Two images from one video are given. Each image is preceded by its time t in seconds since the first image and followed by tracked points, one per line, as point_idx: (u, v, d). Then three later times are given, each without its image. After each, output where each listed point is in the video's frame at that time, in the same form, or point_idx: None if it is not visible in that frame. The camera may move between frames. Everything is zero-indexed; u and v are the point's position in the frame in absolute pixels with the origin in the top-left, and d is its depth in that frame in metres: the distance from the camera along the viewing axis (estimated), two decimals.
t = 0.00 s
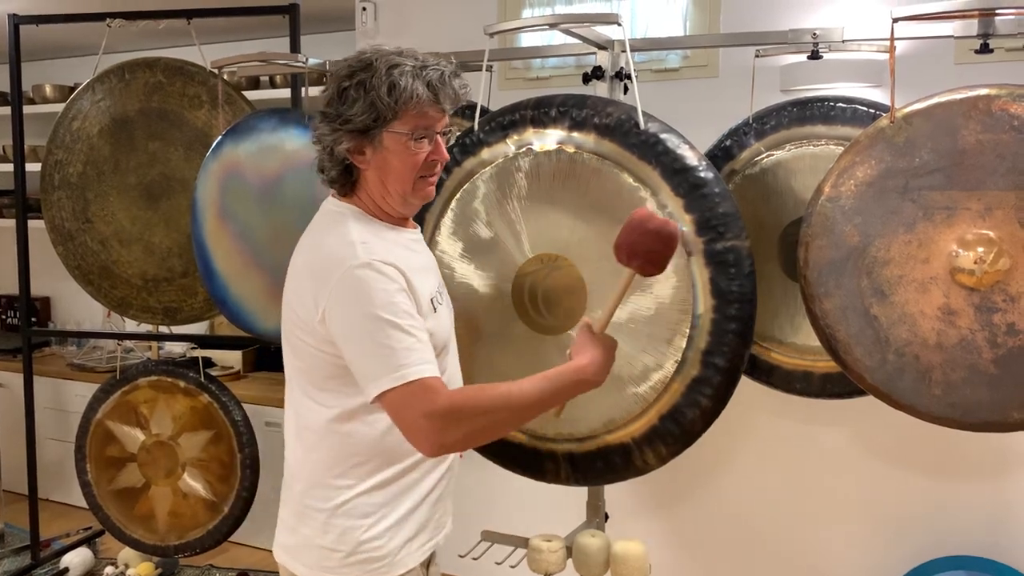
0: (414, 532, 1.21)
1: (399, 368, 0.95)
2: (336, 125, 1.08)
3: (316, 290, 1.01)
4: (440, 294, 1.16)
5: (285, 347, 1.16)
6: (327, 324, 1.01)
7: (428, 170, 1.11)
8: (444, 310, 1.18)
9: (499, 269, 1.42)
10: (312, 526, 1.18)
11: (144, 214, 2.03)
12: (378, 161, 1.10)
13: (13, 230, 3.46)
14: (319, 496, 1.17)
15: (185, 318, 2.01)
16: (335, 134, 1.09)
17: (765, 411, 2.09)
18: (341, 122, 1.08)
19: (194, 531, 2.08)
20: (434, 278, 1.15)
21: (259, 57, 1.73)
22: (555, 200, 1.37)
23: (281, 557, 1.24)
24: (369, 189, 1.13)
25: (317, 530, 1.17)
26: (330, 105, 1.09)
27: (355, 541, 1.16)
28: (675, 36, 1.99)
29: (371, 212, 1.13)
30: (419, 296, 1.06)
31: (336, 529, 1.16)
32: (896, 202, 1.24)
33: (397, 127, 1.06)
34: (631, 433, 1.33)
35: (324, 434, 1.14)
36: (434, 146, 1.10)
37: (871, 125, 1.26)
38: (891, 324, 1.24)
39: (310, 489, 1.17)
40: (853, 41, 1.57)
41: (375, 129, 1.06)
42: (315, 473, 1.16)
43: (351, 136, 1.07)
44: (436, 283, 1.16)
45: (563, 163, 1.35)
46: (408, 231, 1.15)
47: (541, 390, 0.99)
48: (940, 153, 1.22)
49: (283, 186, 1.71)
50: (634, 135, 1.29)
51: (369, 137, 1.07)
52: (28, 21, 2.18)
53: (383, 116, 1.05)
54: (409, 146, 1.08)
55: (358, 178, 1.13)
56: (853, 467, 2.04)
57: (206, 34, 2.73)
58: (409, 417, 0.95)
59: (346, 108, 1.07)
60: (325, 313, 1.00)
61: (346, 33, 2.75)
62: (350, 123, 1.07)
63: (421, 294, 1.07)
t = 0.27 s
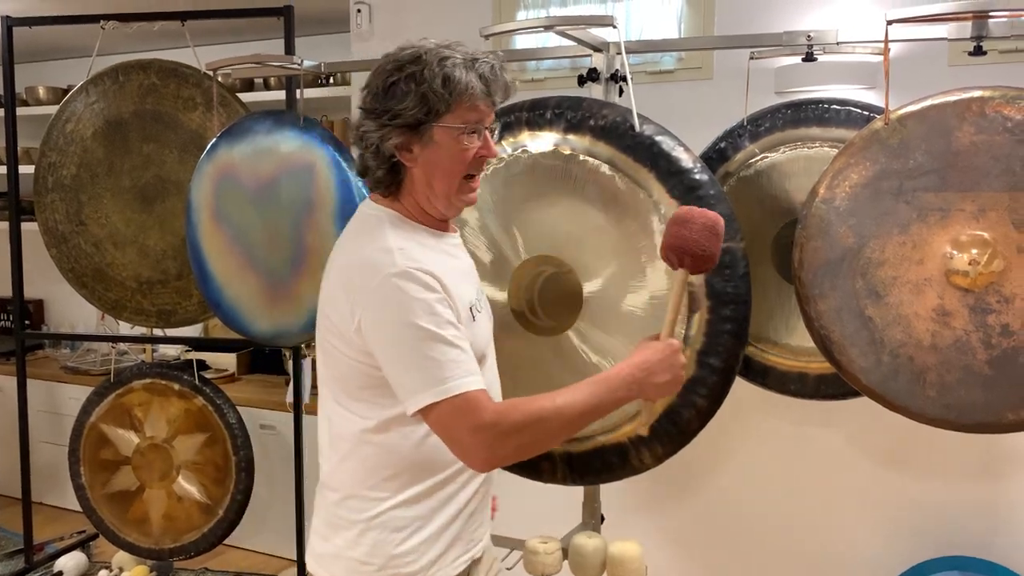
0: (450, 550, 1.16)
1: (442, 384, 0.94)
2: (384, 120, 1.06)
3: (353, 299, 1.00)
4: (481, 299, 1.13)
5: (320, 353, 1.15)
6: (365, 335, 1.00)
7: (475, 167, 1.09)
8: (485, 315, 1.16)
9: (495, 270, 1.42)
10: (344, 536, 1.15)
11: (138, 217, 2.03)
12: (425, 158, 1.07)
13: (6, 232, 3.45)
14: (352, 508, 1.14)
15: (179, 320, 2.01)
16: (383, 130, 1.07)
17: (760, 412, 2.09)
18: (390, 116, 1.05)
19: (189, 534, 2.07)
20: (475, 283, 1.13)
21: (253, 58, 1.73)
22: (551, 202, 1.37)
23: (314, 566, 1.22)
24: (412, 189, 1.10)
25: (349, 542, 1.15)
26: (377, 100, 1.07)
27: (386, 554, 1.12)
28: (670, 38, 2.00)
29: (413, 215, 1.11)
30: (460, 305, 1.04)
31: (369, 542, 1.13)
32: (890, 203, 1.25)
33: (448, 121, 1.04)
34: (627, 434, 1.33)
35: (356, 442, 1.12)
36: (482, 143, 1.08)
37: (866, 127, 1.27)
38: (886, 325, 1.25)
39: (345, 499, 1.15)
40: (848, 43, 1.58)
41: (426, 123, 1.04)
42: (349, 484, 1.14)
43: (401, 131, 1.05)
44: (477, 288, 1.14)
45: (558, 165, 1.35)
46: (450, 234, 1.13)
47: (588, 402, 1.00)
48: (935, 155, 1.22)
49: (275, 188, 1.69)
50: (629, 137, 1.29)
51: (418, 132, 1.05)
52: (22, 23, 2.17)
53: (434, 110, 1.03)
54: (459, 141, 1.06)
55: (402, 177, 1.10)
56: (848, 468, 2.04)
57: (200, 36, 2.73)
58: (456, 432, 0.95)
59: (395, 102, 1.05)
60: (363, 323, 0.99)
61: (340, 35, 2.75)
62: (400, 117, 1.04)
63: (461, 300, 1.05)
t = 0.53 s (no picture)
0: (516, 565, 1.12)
1: (526, 391, 0.95)
2: (465, 127, 1.05)
3: (430, 304, 0.99)
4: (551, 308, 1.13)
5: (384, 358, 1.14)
6: (441, 341, 0.99)
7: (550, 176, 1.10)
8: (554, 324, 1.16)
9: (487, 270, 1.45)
10: (400, 543, 1.13)
11: (128, 218, 2.02)
12: (504, 166, 1.07)
13: None
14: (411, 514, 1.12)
15: (169, 323, 2.00)
16: (462, 136, 1.06)
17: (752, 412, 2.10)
18: (472, 123, 1.05)
19: (179, 537, 2.05)
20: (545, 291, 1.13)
21: (244, 61, 1.73)
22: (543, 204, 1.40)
23: None
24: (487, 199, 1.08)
25: (405, 548, 1.12)
26: (456, 108, 1.07)
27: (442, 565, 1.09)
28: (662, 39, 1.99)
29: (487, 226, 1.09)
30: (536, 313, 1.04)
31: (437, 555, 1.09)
32: (881, 205, 1.25)
33: (529, 128, 1.05)
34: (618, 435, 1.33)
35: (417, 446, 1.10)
36: (557, 152, 1.09)
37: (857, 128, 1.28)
38: (877, 326, 1.25)
39: (411, 511, 1.12)
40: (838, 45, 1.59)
41: (507, 130, 1.05)
42: (415, 495, 1.11)
43: (482, 137, 1.05)
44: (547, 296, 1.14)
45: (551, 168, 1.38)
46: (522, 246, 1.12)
47: (669, 424, 1.01)
48: (925, 156, 1.23)
49: (265, 190, 1.68)
50: (619, 139, 1.30)
51: (500, 138, 1.05)
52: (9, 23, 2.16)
53: (517, 116, 1.04)
54: (539, 147, 1.07)
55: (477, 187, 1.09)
56: (840, 468, 2.04)
57: (190, 37, 2.71)
58: (540, 441, 0.95)
59: (476, 108, 1.05)
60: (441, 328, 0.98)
61: (331, 36, 2.74)
62: (484, 122, 1.04)
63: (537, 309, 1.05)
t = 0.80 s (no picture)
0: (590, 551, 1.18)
1: (600, 383, 1.03)
2: (542, 122, 1.12)
3: (504, 298, 1.07)
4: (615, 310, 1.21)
5: (453, 352, 1.21)
6: (515, 333, 1.07)
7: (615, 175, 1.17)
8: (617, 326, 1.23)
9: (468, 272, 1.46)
10: (477, 536, 1.20)
11: (111, 218, 2.00)
12: (575, 161, 1.14)
13: None
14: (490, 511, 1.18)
15: (152, 324, 1.98)
16: (538, 131, 1.13)
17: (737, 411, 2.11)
18: (548, 119, 1.12)
19: (163, 539, 2.04)
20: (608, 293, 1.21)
21: (227, 59, 1.71)
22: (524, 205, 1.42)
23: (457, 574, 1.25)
24: (554, 193, 1.16)
25: (483, 542, 1.19)
26: (532, 103, 1.14)
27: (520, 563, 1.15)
28: (646, 40, 2.00)
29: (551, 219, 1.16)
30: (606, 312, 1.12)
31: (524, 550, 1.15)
32: (862, 205, 1.27)
33: (601, 128, 1.12)
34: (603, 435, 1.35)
35: (493, 442, 1.16)
36: (625, 152, 1.16)
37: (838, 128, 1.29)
38: (858, 325, 1.26)
39: (492, 509, 1.17)
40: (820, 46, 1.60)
41: (581, 128, 1.12)
42: (494, 492, 1.17)
43: (555, 134, 1.12)
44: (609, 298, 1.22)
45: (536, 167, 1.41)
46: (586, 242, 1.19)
47: (730, 421, 1.08)
48: (905, 156, 1.24)
49: (249, 189, 1.67)
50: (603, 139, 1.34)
51: (573, 135, 1.12)
52: None
53: (592, 114, 1.11)
54: (609, 147, 1.13)
55: (546, 181, 1.16)
56: (824, 466, 2.06)
57: (173, 36, 2.70)
58: (612, 436, 1.03)
59: (554, 104, 1.12)
60: (515, 318, 1.06)
61: (316, 35, 2.73)
62: (560, 119, 1.11)
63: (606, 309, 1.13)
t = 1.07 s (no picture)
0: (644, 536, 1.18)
1: (664, 370, 1.00)
2: (583, 117, 1.11)
3: (556, 297, 1.05)
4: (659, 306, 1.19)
5: (499, 360, 1.18)
6: (569, 330, 1.05)
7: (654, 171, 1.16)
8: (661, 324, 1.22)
9: (445, 273, 1.44)
10: (536, 536, 1.16)
11: (86, 218, 1.98)
12: (616, 157, 1.13)
13: None
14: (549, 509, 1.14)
15: (128, 325, 1.96)
16: (578, 126, 1.11)
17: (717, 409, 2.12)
18: (589, 114, 1.11)
19: (140, 541, 2.03)
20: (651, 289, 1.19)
21: (202, 57, 1.70)
22: (499, 205, 1.40)
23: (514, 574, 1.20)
24: (594, 189, 1.15)
25: (545, 541, 1.16)
26: (571, 100, 1.13)
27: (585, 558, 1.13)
28: (624, 39, 2.00)
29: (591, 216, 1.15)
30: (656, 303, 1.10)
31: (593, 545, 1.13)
32: (838, 204, 1.28)
33: (642, 123, 1.11)
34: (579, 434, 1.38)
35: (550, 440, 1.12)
36: (664, 148, 1.15)
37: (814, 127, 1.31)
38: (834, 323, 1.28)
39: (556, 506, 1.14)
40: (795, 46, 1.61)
41: (622, 123, 1.11)
42: (557, 488, 1.13)
43: (597, 129, 1.11)
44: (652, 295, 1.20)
45: (513, 165, 1.39)
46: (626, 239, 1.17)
47: (810, 400, 1.04)
48: (879, 156, 1.25)
49: (226, 188, 1.66)
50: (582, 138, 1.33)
51: (615, 130, 1.11)
52: None
53: (633, 109, 1.10)
54: (648, 142, 1.13)
55: (586, 178, 1.15)
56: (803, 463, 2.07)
57: (150, 35, 2.67)
58: (688, 420, 1.00)
59: (594, 99, 1.11)
60: (569, 316, 1.04)
61: (294, 34, 2.72)
62: (601, 114, 1.10)
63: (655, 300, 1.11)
